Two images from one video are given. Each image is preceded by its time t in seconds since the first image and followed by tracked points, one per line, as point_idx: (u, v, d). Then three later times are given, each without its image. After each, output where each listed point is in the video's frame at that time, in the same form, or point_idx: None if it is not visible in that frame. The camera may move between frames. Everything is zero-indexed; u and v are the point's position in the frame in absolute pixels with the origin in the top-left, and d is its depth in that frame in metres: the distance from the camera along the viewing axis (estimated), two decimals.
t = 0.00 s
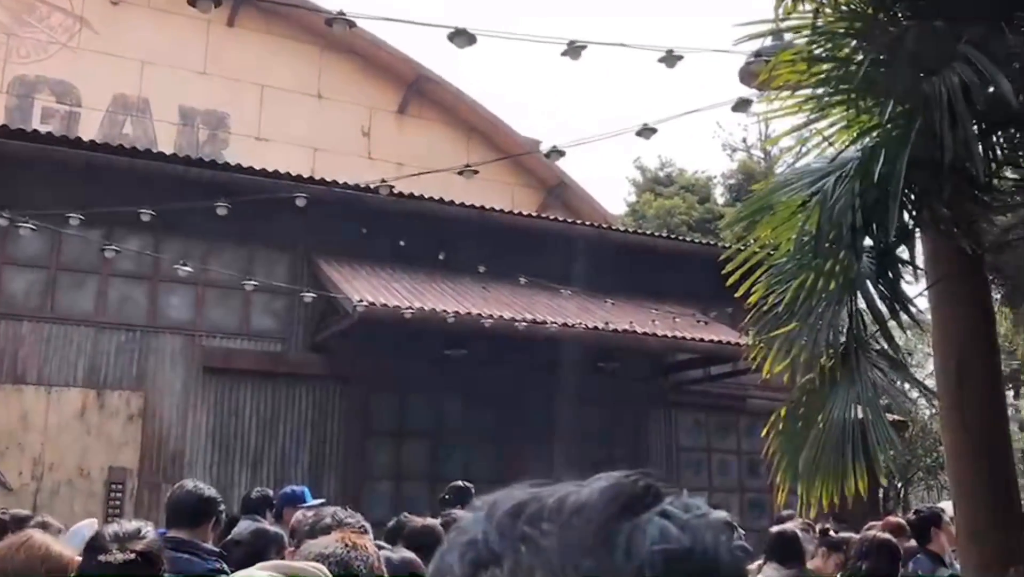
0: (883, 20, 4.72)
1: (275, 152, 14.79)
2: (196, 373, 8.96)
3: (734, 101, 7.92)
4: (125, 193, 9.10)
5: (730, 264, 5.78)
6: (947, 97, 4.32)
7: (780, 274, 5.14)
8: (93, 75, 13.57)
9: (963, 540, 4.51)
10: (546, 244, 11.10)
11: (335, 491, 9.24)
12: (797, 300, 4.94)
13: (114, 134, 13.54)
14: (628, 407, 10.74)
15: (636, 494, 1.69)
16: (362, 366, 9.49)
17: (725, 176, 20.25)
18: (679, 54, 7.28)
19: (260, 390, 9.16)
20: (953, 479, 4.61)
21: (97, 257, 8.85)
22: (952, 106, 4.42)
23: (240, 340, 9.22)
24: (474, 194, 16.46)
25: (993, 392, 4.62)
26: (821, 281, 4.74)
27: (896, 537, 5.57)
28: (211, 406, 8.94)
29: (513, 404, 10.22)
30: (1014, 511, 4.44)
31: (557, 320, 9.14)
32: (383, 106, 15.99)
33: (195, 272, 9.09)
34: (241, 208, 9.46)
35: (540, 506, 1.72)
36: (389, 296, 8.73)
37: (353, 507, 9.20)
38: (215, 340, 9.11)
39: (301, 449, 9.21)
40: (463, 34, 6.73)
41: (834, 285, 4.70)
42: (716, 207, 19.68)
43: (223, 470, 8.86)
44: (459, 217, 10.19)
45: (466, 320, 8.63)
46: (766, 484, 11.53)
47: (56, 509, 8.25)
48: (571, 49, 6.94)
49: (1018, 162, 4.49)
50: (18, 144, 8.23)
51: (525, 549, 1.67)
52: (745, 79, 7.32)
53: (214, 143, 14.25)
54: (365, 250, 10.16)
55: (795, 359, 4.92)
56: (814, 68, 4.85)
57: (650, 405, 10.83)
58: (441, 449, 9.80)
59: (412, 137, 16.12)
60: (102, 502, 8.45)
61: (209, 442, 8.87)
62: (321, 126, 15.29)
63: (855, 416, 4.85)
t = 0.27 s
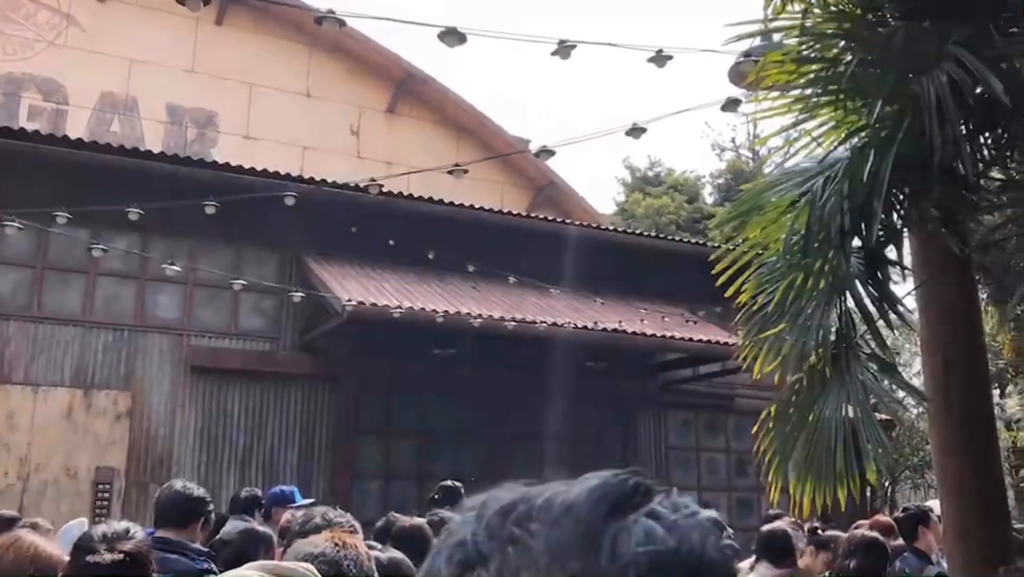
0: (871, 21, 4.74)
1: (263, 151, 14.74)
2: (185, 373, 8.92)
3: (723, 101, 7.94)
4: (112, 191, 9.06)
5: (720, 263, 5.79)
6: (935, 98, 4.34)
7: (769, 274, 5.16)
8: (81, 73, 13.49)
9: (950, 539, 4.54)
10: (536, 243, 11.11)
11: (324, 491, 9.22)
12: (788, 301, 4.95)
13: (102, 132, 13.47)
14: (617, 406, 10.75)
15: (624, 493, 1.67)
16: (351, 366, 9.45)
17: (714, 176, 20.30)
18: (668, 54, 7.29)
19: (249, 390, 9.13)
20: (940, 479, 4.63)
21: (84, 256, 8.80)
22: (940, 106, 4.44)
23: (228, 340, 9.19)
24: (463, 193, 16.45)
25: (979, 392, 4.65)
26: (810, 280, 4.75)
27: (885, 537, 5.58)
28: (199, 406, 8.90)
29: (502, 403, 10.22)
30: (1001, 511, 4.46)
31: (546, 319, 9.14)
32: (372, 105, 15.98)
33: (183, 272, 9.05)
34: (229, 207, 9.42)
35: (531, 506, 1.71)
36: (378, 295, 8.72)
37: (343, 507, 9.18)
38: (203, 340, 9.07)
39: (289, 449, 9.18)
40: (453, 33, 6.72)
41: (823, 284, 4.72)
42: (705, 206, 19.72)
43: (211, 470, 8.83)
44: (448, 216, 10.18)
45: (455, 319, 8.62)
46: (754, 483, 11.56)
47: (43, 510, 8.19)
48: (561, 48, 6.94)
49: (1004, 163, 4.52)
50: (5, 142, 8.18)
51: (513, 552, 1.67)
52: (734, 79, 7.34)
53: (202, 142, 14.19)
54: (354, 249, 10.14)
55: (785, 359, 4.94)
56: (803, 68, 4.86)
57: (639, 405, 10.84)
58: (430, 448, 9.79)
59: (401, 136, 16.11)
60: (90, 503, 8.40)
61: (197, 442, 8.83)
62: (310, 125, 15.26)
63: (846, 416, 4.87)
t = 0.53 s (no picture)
0: (855, 23, 4.76)
1: (246, 152, 14.68)
2: (167, 374, 8.86)
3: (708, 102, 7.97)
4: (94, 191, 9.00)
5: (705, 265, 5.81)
6: (918, 98, 4.36)
7: (753, 274, 5.18)
8: (62, 72, 13.39)
9: (932, 539, 4.56)
10: (520, 244, 11.10)
11: (308, 493, 9.17)
12: (773, 301, 4.96)
13: (83, 132, 13.36)
14: (601, 407, 10.76)
15: (601, 494, 1.60)
16: (334, 367, 9.42)
17: (698, 177, 20.37)
18: (653, 55, 7.30)
19: (232, 391, 9.07)
20: (923, 479, 4.66)
21: (65, 257, 8.72)
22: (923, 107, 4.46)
23: (211, 341, 9.13)
24: (448, 193, 16.43)
25: (961, 392, 4.68)
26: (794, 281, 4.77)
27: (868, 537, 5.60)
28: (182, 408, 8.84)
29: (486, 404, 10.21)
30: (982, 511, 4.49)
31: (531, 320, 9.14)
32: (356, 106, 15.94)
33: (166, 272, 8.99)
34: (212, 208, 9.36)
35: (507, 508, 1.65)
36: (362, 296, 8.68)
37: (326, 509, 9.14)
38: (185, 341, 9.01)
39: (273, 451, 9.14)
40: (438, 34, 6.71)
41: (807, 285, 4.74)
42: (689, 208, 19.79)
43: (193, 472, 8.76)
44: (432, 217, 10.17)
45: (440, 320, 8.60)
46: (738, 483, 11.59)
47: (23, 512, 8.09)
48: (546, 49, 6.94)
49: (986, 166, 4.49)
50: None
51: (488, 554, 1.61)
52: (718, 80, 7.36)
53: (185, 142, 14.10)
54: (337, 250, 10.11)
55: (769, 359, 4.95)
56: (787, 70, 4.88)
57: (623, 406, 10.86)
58: (414, 449, 9.76)
59: (385, 137, 16.09)
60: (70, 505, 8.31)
61: (179, 444, 8.77)
62: (293, 125, 15.22)
63: (830, 417, 4.88)
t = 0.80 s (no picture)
0: (840, 26, 4.80)
1: (232, 153, 14.63)
2: (152, 376, 8.81)
3: (694, 104, 7.99)
4: (78, 193, 8.95)
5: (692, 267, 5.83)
6: (901, 100, 4.38)
7: (739, 277, 5.19)
8: (45, 73, 13.31)
9: (916, 539, 4.59)
10: (507, 244, 11.11)
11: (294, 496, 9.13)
12: (759, 303, 4.98)
13: (66, 132, 13.28)
14: (588, 409, 10.77)
15: (581, 495, 1.55)
16: (320, 369, 9.40)
17: (684, 179, 20.42)
18: (639, 57, 7.31)
19: (217, 394, 9.03)
20: (907, 479, 4.69)
21: (48, 258, 8.66)
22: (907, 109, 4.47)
23: (196, 343, 9.09)
24: (434, 194, 16.41)
25: (945, 393, 4.70)
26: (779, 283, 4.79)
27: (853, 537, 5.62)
28: (167, 410, 8.79)
29: (473, 406, 10.21)
30: (966, 510, 4.52)
31: (517, 322, 9.13)
32: (342, 107, 15.91)
33: (150, 274, 8.94)
34: (198, 209, 9.32)
35: (488, 511, 1.60)
36: (348, 297, 8.66)
37: (312, 511, 9.11)
38: (170, 343, 8.97)
39: (258, 454, 9.10)
40: (424, 35, 6.70)
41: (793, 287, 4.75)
42: (675, 209, 19.84)
43: (179, 475, 8.72)
44: (418, 218, 10.16)
45: (427, 322, 8.58)
46: (724, 484, 11.62)
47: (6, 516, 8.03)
48: (533, 51, 6.95)
49: (969, 168, 4.50)
50: None
51: (472, 556, 1.56)
52: (704, 82, 7.38)
53: (170, 143, 14.02)
54: (323, 252, 10.09)
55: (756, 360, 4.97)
56: (772, 72, 4.92)
57: (609, 407, 10.88)
58: (400, 451, 9.74)
59: (371, 138, 16.08)
60: (54, 509, 8.26)
61: (165, 447, 8.72)
62: (279, 126, 15.19)
63: (815, 418, 4.90)
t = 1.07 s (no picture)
0: (821, 30, 4.82)
1: (214, 155, 14.56)
2: (134, 379, 8.75)
3: (677, 107, 8.02)
4: (59, 195, 8.87)
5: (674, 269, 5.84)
6: (885, 104, 4.38)
7: (722, 279, 5.21)
8: (26, 74, 13.20)
9: (898, 539, 4.62)
10: (492, 246, 11.11)
11: (277, 499, 9.09)
12: (742, 305, 5.00)
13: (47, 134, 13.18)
14: (573, 411, 10.78)
15: (552, 503, 1.61)
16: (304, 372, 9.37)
17: (667, 182, 20.49)
18: (623, 60, 7.33)
19: (200, 397, 8.97)
20: (889, 480, 4.71)
21: (28, 261, 8.58)
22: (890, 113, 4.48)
23: (179, 346, 9.04)
24: (418, 197, 16.40)
25: (927, 394, 4.74)
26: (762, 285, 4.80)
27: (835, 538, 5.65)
28: (149, 414, 8.73)
29: (458, 408, 10.19)
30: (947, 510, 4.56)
31: (502, 325, 9.13)
32: (326, 109, 15.88)
33: (132, 277, 8.88)
34: (180, 212, 9.27)
35: (463, 521, 1.67)
36: (331, 300, 8.63)
37: (296, 515, 9.07)
38: (153, 346, 8.91)
39: (242, 457, 9.05)
40: (408, 37, 6.69)
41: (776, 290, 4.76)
42: (659, 212, 19.92)
43: (161, 479, 8.66)
44: (402, 220, 10.15)
45: (411, 325, 8.57)
46: (708, 486, 11.67)
47: None
48: (518, 53, 6.95)
49: (950, 170, 4.54)
50: None
51: (447, 566, 1.62)
52: (687, 85, 7.41)
53: (152, 145, 13.94)
54: (307, 254, 10.05)
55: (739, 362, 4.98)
56: (754, 76, 4.97)
57: (594, 409, 10.89)
58: (384, 454, 9.72)
59: (355, 140, 16.06)
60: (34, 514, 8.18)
61: (147, 450, 8.67)
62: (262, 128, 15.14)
63: (798, 419, 4.92)
